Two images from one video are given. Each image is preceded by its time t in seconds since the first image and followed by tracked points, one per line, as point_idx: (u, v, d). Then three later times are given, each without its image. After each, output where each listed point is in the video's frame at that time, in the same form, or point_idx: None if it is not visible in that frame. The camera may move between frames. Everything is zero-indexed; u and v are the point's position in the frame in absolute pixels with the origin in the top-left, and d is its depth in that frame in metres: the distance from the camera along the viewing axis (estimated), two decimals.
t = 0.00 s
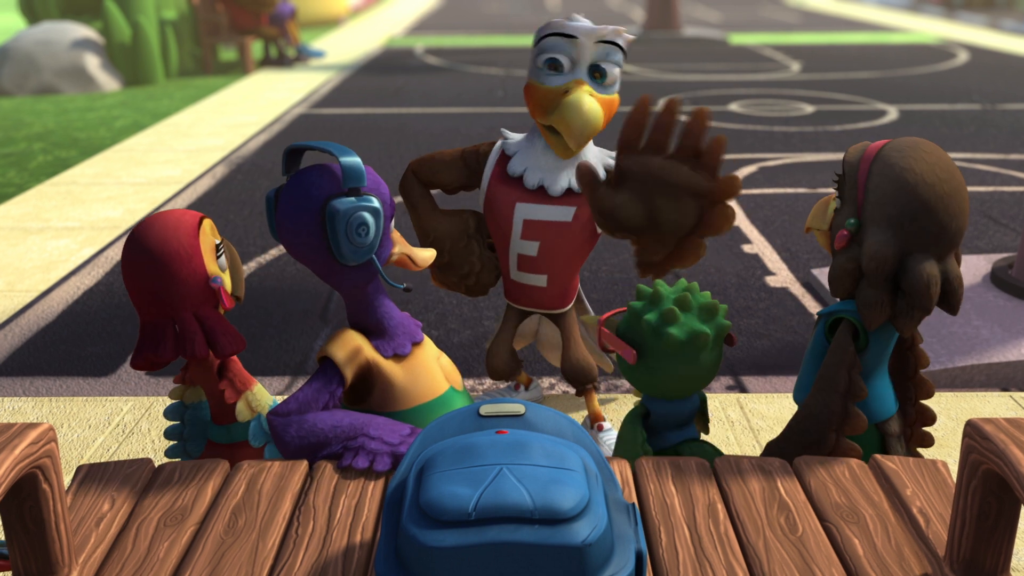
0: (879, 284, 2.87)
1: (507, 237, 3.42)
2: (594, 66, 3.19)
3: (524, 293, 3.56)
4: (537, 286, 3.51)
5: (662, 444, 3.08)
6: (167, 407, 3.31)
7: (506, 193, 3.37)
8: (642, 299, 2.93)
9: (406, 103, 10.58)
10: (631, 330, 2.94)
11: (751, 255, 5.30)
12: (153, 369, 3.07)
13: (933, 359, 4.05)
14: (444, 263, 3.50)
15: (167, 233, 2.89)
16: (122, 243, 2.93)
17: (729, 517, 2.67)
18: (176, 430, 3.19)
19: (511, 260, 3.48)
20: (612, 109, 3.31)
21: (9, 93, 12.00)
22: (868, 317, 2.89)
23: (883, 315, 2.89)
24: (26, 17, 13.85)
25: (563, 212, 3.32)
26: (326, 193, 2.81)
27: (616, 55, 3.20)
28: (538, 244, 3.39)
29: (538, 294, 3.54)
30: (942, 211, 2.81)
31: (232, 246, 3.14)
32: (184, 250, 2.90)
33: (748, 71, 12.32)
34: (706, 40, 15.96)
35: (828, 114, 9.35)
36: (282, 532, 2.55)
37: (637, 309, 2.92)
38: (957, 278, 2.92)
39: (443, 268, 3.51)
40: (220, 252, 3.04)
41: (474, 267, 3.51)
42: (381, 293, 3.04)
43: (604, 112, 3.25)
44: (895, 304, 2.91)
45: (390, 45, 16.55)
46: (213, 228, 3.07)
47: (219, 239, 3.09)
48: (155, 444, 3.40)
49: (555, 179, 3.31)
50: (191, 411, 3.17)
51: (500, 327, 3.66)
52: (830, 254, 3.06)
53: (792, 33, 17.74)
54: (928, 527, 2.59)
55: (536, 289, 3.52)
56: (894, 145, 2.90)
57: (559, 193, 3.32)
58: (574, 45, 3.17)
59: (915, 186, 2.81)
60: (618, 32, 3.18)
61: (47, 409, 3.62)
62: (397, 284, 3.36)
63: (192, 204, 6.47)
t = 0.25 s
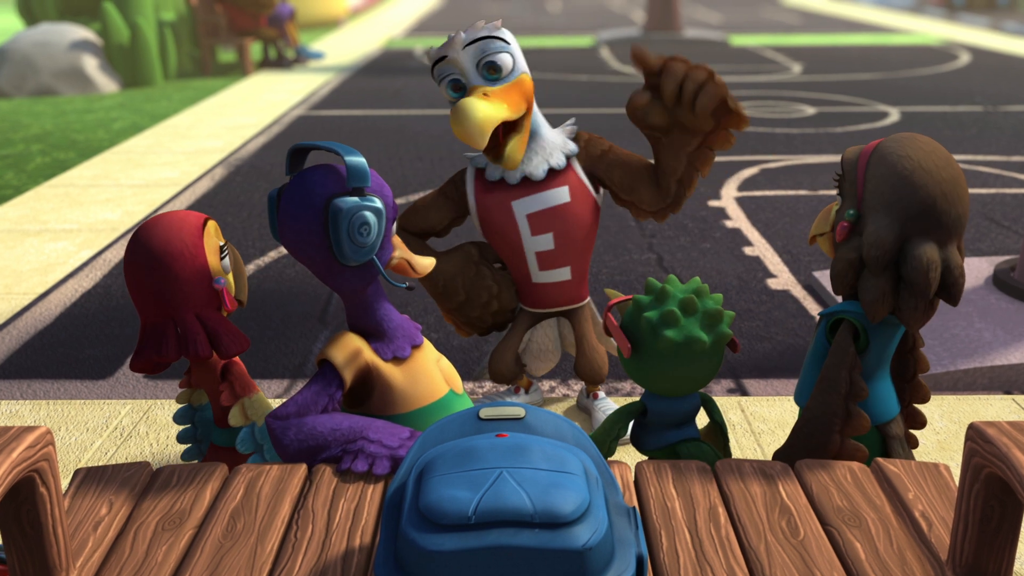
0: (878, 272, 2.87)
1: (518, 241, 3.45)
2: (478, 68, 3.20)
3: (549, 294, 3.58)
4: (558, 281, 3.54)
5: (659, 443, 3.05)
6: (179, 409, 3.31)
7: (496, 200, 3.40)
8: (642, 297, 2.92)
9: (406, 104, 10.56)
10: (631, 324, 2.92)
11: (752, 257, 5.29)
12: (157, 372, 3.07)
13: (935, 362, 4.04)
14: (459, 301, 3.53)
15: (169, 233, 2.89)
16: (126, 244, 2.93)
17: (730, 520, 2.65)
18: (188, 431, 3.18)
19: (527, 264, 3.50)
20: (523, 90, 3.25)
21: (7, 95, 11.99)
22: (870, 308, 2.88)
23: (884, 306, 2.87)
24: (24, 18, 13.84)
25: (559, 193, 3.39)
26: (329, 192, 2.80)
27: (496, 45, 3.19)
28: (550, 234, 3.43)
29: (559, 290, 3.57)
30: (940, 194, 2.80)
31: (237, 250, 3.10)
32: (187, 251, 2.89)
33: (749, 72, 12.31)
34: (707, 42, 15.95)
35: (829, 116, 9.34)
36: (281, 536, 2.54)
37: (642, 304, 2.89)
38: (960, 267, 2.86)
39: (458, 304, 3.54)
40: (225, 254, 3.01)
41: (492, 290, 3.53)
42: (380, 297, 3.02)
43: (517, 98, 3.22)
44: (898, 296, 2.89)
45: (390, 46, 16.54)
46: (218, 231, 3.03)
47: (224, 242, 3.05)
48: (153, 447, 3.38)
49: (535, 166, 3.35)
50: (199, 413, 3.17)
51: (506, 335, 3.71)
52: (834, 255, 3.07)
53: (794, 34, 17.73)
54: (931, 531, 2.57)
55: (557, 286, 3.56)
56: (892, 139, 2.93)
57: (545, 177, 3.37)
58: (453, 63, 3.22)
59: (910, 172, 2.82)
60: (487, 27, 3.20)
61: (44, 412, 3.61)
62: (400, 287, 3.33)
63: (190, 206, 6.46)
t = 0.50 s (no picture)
0: (881, 275, 2.85)
1: (549, 235, 3.41)
2: (553, 44, 3.22)
3: (578, 290, 3.53)
4: (587, 277, 3.51)
5: (660, 448, 3.03)
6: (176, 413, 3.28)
7: (529, 193, 3.38)
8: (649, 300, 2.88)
9: (405, 107, 10.54)
10: (632, 328, 2.89)
11: (754, 260, 5.27)
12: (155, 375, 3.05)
13: (938, 367, 4.02)
14: (485, 294, 3.48)
15: (171, 240, 2.86)
16: (127, 249, 2.90)
17: (732, 526, 2.63)
18: (185, 435, 3.15)
19: (558, 259, 3.47)
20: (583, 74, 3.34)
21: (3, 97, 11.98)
22: (872, 311, 2.86)
23: (886, 310, 2.86)
24: (22, 20, 13.83)
25: (593, 187, 3.38)
26: (327, 195, 2.78)
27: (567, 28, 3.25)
28: (583, 228, 3.40)
29: (588, 286, 3.53)
30: (943, 198, 2.78)
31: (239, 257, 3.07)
32: (188, 257, 2.87)
33: (751, 75, 12.29)
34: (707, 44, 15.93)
35: (831, 118, 9.31)
36: (279, 542, 2.51)
37: (642, 308, 2.87)
38: (964, 272, 2.85)
39: (484, 297, 3.49)
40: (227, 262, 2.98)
41: (519, 284, 3.47)
42: (380, 301, 3.00)
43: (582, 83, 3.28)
44: (900, 300, 2.87)
45: (389, 48, 16.53)
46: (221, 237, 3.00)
47: (227, 248, 3.03)
48: (150, 452, 3.36)
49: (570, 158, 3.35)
50: (196, 417, 3.13)
51: (530, 331, 3.68)
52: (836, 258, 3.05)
53: (795, 36, 17.71)
54: (934, 537, 2.55)
55: (587, 282, 3.52)
56: (896, 141, 2.91)
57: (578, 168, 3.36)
58: (529, 37, 3.21)
59: (913, 176, 2.80)
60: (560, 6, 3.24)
61: (41, 417, 3.58)
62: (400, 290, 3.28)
63: (188, 209, 6.44)
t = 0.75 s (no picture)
0: (884, 280, 2.82)
1: (549, 238, 3.39)
2: (570, 43, 3.25)
3: (578, 293, 3.51)
4: (588, 281, 3.48)
5: (662, 455, 3.01)
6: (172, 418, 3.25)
7: (530, 195, 3.35)
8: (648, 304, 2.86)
9: (405, 110, 10.52)
10: (631, 333, 2.87)
11: (756, 265, 5.24)
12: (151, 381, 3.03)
13: (942, 372, 3.99)
14: (482, 295, 3.47)
15: (169, 245, 2.84)
16: (125, 253, 2.88)
17: (734, 533, 2.60)
18: (181, 441, 3.12)
19: (558, 262, 3.44)
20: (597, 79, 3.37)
21: None
22: (875, 316, 2.83)
23: (890, 315, 2.83)
24: (18, 23, 13.81)
25: (596, 190, 3.35)
26: (326, 199, 2.76)
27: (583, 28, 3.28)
28: (584, 232, 3.38)
29: (588, 290, 3.51)
30: (947, 202, 2.76)
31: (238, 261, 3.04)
32: (186, 263, 2.84)
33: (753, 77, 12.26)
34: (709, 47, 15.91)
35: (834, 121, 9.29)
36: (277, 549, 2.48)
37: (642, 313, 2.84)
38: (968, 275, 2.82)
39: (481, 298, 3.47)
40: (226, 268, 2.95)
41: (517, 285, 3.45)
42: (379, 305, 2.98)
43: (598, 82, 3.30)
44: (904, 305, 2.84)
45: (388, 50, 16.51)
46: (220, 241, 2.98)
47: (226, 253, 3.00)
48: (147, 458, 3.33)
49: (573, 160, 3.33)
50: (192, 422, 3.10)
51: (531, 334, 3.65)
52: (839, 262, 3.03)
53: (797, 38, 17.70)
54: (939, 544, 2.52)
55: (587, 286, 3.49)
56: (898, 145, 2.89)
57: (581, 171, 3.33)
58: (546, 32, 3.23)
59: (917, 179, 2.78)
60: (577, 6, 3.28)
61: (36, 423, 3.56)
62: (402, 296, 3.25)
63: (185, 213, 6.42)
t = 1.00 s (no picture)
0: (889, 284, 2.79)
1: (550, 242, 3.35)
2: (571, 46, 3.22)
3: (578, 298, 3.47)
4: (588, 286, 3.45)
5: (664, 462, 2.98)
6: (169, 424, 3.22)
7: (529, 199, 3.32)
8: (649, 311, 2.82)
9: (405, 113, 10.49)
10: (632, 338, 2.83)
11: (759, 270, 5.21)
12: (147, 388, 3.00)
13: (947, 378, 3.96)
14: (481, 300, 3.44)
15: (166, 251, 2.81)
16: (122, 258, 2.85)
17: (737, 541, 2.57)
18: (177, 448, 3.09)
19: (558, 267, 3.41)
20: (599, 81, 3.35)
21: None
22: (880, 321, 2.80)
23: (894, 320, 2.80)
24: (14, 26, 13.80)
25: (596, 195, 3.32)
26: (323, 204, 2.73)
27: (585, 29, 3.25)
28: (584, 236, 3.35)
29: (588, 295, 3.47)
30: (952, 206, 2.73)
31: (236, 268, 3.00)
32: (183, 268, 2.81)
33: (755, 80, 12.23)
34: (711, 50, 15.89)
35: (837, 124, 9.26)
36: (273, 557, 2.45)
37: (643, 318, 2.80)
38: (972, 280, 2.79)
39: (480, 303, 3.45)
40: (223, 274, 2.91)
41: (517, 289, 3.43)
42: (377, 311, 2.95)
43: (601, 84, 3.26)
44: (908, 310, 2.81)
45: (387, 53, 16.50)
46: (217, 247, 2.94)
47: (224, 259, 2.97)
48: (143, 466, 3.30)
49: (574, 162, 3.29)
50: (189, 429, 3.07)
51: (531, 340, 3.62)
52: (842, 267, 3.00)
53: (801, 41, 17.68)
54: (944, 552, 2.49)
55: (588, 291, 3.46)
56: (902, 148, 2.86)
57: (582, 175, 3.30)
58: (547, 34, 3.19)
59: (921, 183, 2.75)
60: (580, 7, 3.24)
61: (31, 429, 3.52)
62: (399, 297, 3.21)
63: (182, 217, 6.40)
